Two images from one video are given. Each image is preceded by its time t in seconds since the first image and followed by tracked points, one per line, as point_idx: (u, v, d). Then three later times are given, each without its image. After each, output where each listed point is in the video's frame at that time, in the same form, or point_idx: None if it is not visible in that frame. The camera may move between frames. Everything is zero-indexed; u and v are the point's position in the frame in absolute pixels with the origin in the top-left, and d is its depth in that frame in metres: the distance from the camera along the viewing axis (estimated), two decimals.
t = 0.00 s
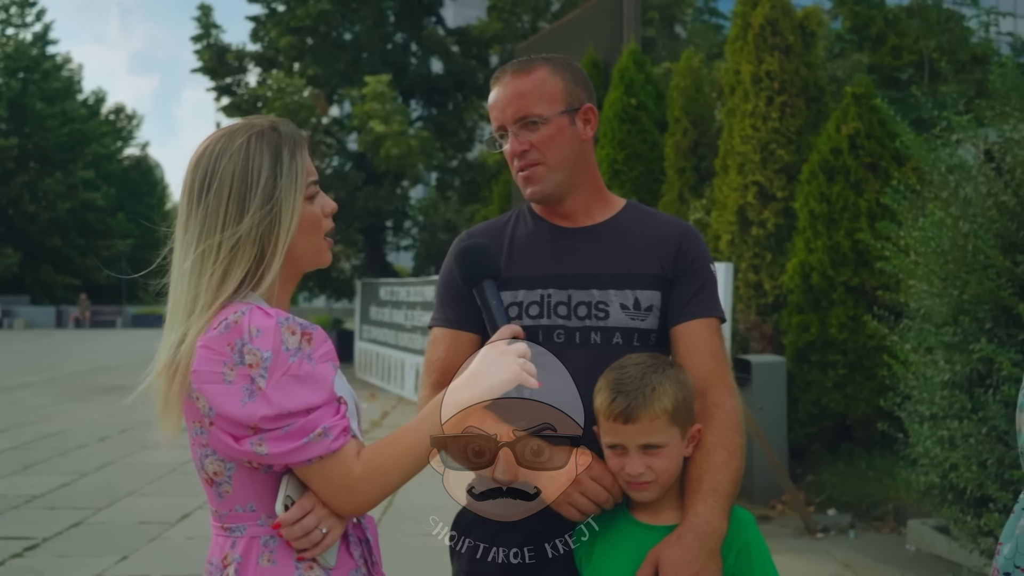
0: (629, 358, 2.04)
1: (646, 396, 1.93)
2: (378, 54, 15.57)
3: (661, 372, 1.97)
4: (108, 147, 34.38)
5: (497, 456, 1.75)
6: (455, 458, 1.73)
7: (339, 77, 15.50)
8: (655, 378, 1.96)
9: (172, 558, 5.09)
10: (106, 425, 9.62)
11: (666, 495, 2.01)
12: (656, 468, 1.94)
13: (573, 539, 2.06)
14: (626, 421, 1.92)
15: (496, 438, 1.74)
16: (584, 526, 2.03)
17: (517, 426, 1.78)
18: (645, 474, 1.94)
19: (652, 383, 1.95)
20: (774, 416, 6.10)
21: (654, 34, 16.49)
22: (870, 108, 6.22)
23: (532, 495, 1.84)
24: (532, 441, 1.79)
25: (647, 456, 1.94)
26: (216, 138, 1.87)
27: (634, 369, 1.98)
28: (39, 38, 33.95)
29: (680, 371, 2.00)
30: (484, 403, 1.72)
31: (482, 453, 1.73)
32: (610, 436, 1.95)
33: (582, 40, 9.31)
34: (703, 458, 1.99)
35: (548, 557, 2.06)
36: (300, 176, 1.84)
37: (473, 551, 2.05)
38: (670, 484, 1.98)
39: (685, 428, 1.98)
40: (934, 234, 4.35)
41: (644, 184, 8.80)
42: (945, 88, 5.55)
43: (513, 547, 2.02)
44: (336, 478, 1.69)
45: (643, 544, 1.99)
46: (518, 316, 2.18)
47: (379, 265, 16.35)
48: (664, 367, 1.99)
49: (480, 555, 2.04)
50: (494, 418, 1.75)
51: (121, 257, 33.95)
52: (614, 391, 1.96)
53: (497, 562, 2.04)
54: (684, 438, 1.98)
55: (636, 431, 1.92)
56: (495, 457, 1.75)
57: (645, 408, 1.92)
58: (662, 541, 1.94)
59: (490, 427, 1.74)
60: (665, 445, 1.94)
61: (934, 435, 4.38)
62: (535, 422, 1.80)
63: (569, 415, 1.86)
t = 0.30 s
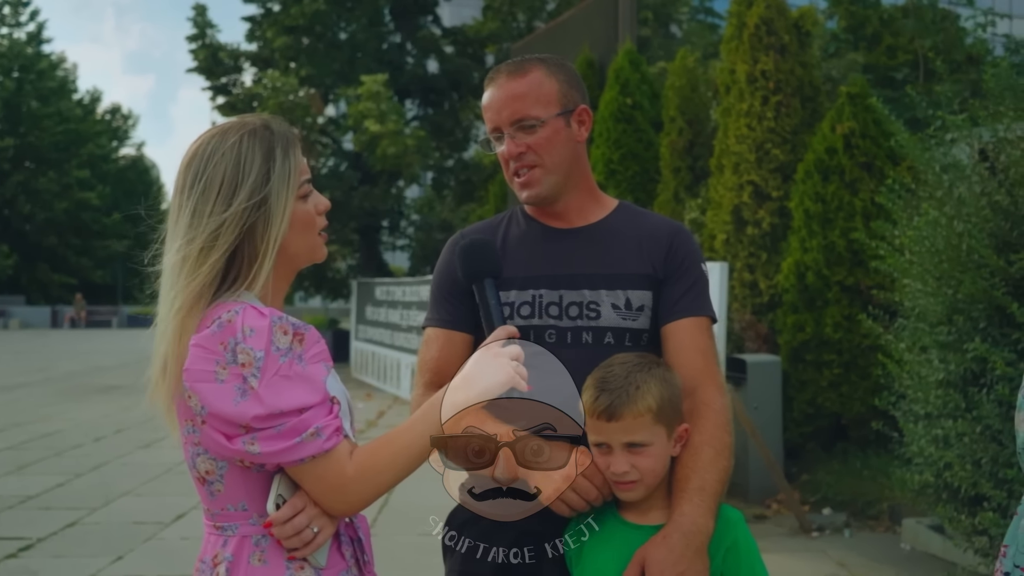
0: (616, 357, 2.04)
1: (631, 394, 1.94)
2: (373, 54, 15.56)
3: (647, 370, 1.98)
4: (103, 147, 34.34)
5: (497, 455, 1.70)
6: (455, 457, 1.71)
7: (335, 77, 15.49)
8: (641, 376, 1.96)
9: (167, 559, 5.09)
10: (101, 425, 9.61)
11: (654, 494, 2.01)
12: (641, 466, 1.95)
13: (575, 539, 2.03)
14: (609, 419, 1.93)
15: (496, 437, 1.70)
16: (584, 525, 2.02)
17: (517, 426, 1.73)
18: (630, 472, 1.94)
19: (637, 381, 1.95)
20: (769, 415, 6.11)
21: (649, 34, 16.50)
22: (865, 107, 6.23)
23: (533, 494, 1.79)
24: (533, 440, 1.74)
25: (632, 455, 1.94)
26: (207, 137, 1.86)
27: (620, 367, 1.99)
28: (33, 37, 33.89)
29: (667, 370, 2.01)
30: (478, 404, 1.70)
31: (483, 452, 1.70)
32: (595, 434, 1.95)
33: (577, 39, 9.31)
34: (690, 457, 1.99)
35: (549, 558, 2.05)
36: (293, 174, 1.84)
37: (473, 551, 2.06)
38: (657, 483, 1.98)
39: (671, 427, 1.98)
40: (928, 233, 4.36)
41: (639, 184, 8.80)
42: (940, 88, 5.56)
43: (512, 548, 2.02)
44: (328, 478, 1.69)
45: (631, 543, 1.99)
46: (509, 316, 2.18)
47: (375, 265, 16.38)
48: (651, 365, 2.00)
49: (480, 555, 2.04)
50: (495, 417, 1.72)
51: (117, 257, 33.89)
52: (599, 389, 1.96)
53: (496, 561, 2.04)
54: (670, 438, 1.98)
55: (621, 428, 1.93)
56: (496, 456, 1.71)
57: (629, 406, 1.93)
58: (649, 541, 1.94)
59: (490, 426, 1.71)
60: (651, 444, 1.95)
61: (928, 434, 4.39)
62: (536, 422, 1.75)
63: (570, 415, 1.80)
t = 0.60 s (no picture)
0: (608, 356, 2.04)
1: (621, 392, 1.94)
2: (370, 54, 15.55)
3: (638, 369, 1.97)
4: (100, 147, 34.27)
5: (496, 457, 1.68)
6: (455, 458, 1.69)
7: (331, 76, 15.48)
8: (632, 374, 1.96)
9: (162, 558, 5.08)
10: (96, 425, 9.59)
11: (645, 494, 2.01)
12: (631, 465, 1.94)
13: (574, 539, 2.03)
14: (600, 417, 1.92)
15: (496, 438, 1.68)
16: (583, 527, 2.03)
17: (516, 426, 1.70)
18: (619, 471, 1.94)
19: (628, 379, 1.95)
20: (764, 414, 6.11)
21: (645, 34, 16.50)
22: (860, 107, 6.23)
23: (533, 495, 1.78)
24: (532, 442, 1.72)
25: (622, 453, 1.94)
26: (195, 134, 1.87)
27: (612, 366, 1.99)
28: (28, 36, 33.81)
29: (658, 369, 2.00)
30: (468, 406, 1.69)
31: (482, 453, 1.67)
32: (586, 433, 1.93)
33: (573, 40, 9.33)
34: (681, 456, 1.99)
35: (549, 557, 2.05)
36: (279, 174, 1.83)
37: (473, 551, 2.08)
38: (647, 482, 1.97)
39: (661, 426, 1.97)
40: (923, 233, 4.36)
41: (635, 184, 8.80)
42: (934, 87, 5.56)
43: (512, 548, 2.03)
44: (315, 475, 1.69)
45: (623, 543, 1.99)
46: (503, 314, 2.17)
47: (371, 265, 16.37)
48: (642, 364, 1.99)
49: (479, 556, 2.07)
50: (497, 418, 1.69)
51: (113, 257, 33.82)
52: (589, 387, 1.95)
53: (495, 561, 2.06)
54: (661, 437, 1.98)
55: (611, 426, 1.92)
56: (494, 458, 1.68)
57: (620, 404, 1.93)
58: (640, 541, 1.94)
59: (490, 427, 1.68)
60: (641, 443, 1.94)
61: (923, 433, 4.40)
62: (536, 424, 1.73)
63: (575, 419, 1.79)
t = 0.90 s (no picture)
0: (599, 357, 2.04)
1: (609, 394, 1.93)
2: (367, 53, 15.54)
3: (627, 371, 1.97)
4: (97, 147, 34.21)
5: (496, 457, 1.71)
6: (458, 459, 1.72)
7: (328, 76, 15.47)
8: (621, 376, 1.96)
9: (157, 559, 5.07)
10: (93, 425, 9.57)
11: (638, 495, 2.00)
12: (620, 467, 1.94)
13: (574, 539, 2.03)
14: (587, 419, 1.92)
15: (496, 438, 1.71)
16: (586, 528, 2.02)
17: (516, 427, 1.73)
18: (608, 474, 1.94)
19: (616, 382, 1.95)
20: (761, 414, 6.11)
21: (642, 34, 16.49)
22: (856, 107, 6.24)
23: (533, 495, 1.83)
24: (532, 442, 1.75)
25: (611, 456, 1.93)
26: (183, 135, 1.88)
27: (601, 368, 1.98)
28: (24, 35, 33.71)
29: (648, 370, 2.00)
30: (461, 408, 1.71)
31: (481, 453, 1.70)
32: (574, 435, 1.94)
33: (570, 39, 9.35)
34: (674, 458, 1.99)
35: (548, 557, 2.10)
36: (265, 174, 1.84)
37: (473, 554, 2.10)
38: (638, 484, 1.97)
39: (652, 428, 1.97)
40: (919, 234, 4.36)
41: (632, 184, 8.79)
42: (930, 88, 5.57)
43: (513, 548, 2.08)
44: (301, 473, 1.69)
45: (617, 545, 1.99)
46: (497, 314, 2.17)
47: (368, 265, 16.35)
48: (631, 366, 1.99)
49: (479, 557, 2.10)
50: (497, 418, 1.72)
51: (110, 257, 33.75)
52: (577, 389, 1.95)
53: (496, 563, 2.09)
54: (651, 439, 1.98)
55: (598, 429, 1.91)
56: (494, 458, 1.72)
57: (607, 406, 1.92)
58: (633, 545, 1.94)
59: (490, 426, 1.71)
60: (629, 445, 1.94)
61: (919, 434, 4.40)
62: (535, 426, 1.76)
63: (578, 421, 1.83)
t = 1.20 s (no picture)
0: (596, 355, 2.03)
1: (606, 392, 1.93)
2: (365, 52, 15.53)
3: (624, 369, 1.96)
4: (93, 146, 34.14)
5: (496, 456, 1.74)
6: (457, 458, 1.74)
7: (326, 75, 15.46)
8: (618, 374, 1.95)
9: (154, 559, 5.05)
10: (90, 425, 9.55)
11: (635, 494, 2.00)
12: (615, 466, 1.93)
13: (573, 539, 2.01)
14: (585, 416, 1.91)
15: (495, 438, 1.74)
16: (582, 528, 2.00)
17: (516, 426, 1.76)
18: (604, 471, 1.93)
19: (613, 379, 1.94)
20: (759, 413, 6.11)
21: (639, 33, 16.48)
22: (854, 106, 6.24)
23: (533, 495, 1.83)
24: (532, 441, 1.77)
25: (607, 454, 1.93)
26: (172, 133, 1.88)
27: (599, 365, 1.98)
28: (20, 34, 33.62)
29: (645, 368, 1.99)
30: (460, 407, 1.74)
31: (481, 452, 1.73)
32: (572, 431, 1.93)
33: (567, 38, 9.34)
34: (672, 457, 1.98)
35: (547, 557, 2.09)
36: (253, 172, 1.84)
37: (473, 551, 2.10)
38: (634, 483, 1.96)
39: (648, 426, 1.96)
40: (915, 233, 4.36)
41: (629, 183, 8.78)
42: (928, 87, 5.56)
43: (512, 548, 2.08)
44: (290, 472, 1.68)
45: (615, 545, 1.97)
46: (494, 314, 2.17)
47: (366, 265, 16.34)
48: (629, 364, 1.98)
49: (479, 556, 2.10)
50: (493, 418, 1.75)
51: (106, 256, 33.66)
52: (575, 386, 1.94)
53: (495, 561, 2.09)
54: (648, 438, 1.97)
55: (596, 427, 1.91)
56: (494, 458, 1.74)
57: (604, 404, 1.92)
58: (631, 547, 1.93)
59: (490, 427, 1.74)
60: (626, 443, 1.93)
61: (917, 433, 4.40)
62: (535, 424, 1.77)
63: (576, 419, 1.82)
